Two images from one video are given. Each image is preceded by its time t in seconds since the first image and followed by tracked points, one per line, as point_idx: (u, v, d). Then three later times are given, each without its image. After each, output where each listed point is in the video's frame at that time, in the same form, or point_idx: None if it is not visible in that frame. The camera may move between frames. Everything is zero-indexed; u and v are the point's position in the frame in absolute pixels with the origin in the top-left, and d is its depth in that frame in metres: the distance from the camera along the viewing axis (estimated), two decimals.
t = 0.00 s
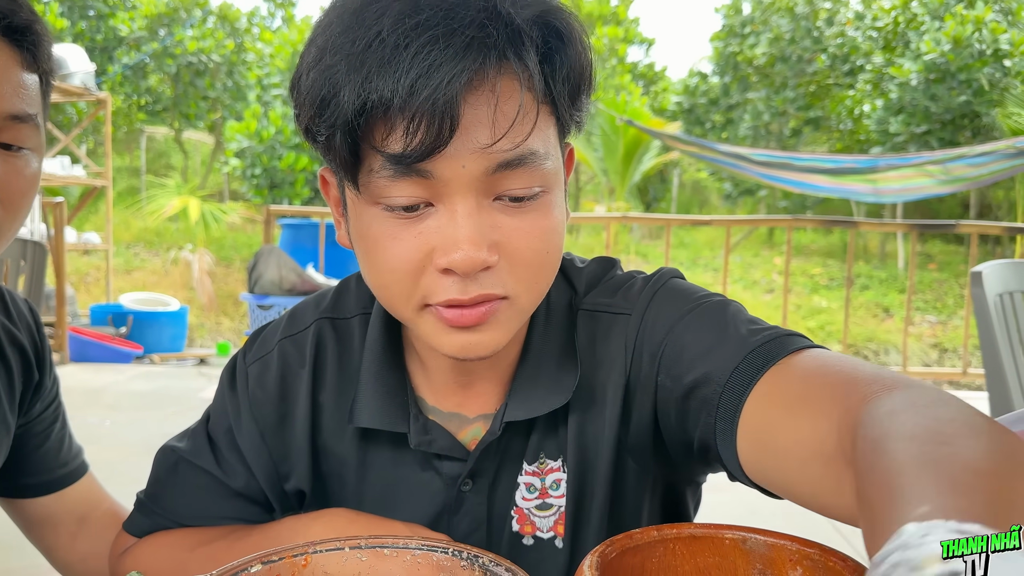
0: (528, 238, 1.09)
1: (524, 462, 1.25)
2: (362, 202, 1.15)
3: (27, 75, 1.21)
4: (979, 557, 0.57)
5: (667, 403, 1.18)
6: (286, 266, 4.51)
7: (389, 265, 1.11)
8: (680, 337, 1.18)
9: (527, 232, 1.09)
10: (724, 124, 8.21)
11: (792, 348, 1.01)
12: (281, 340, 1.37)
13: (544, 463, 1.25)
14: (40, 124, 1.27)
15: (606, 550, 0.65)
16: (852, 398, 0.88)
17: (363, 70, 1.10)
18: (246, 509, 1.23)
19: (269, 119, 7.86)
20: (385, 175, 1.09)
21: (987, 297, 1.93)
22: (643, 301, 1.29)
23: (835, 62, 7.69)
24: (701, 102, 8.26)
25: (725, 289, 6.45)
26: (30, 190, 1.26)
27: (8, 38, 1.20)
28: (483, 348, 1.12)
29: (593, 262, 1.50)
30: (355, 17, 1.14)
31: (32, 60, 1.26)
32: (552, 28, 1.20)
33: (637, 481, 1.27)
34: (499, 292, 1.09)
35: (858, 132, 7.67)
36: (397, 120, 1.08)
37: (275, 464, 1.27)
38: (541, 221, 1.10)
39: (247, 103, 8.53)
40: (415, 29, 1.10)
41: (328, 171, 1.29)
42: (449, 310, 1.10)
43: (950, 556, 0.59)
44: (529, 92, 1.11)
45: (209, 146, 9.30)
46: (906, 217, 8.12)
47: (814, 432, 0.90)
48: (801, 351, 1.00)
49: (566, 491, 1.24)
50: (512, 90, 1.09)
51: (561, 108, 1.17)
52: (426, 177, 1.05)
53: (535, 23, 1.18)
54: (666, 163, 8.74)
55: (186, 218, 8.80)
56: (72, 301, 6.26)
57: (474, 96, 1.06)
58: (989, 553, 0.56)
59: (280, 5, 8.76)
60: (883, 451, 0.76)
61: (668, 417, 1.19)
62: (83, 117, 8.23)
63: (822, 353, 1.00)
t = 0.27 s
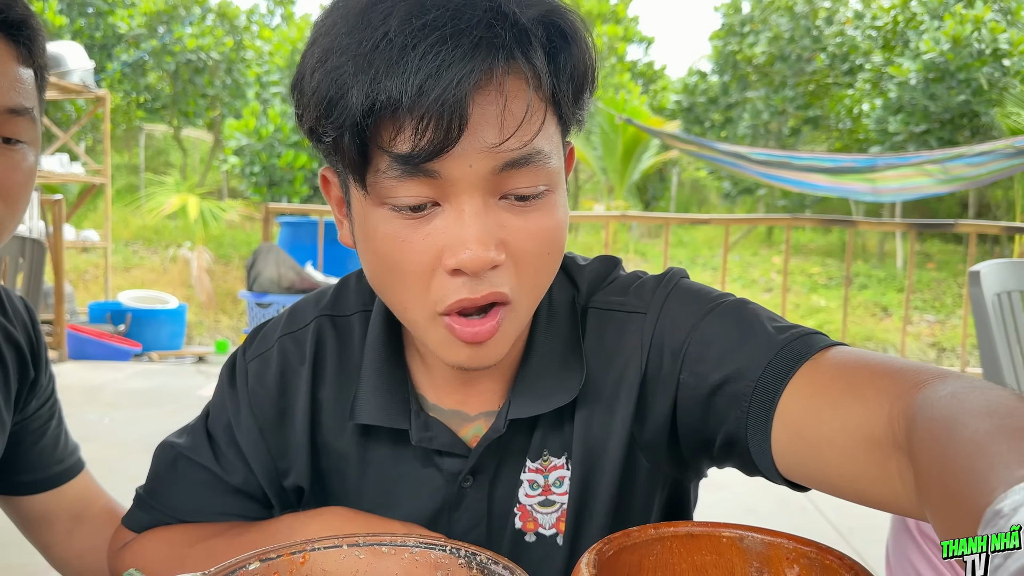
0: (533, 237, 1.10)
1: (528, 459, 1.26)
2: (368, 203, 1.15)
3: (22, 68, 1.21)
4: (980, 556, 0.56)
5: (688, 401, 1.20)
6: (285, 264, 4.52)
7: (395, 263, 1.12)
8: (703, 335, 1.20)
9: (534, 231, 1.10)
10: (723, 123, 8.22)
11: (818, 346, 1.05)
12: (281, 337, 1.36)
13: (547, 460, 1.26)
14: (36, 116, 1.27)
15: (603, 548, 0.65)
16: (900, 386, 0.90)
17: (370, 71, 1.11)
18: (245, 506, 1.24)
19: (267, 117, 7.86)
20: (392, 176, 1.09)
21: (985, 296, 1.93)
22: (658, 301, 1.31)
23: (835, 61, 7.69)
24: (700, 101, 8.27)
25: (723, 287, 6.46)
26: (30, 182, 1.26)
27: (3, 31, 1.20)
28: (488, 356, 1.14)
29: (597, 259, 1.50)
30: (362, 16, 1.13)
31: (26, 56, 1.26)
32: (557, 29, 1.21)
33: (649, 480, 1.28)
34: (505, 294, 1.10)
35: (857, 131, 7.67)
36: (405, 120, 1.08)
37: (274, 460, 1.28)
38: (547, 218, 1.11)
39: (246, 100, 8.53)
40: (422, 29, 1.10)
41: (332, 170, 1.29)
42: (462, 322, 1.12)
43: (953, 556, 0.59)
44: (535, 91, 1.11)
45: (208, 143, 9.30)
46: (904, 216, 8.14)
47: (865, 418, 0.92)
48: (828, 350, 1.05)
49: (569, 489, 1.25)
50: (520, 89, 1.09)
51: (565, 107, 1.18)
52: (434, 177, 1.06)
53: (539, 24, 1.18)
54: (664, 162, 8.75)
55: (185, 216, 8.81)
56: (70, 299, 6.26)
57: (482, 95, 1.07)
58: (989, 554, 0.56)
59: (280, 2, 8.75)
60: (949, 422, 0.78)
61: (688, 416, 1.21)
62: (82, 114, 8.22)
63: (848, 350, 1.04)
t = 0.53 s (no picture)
0: (536, 238, 1.10)
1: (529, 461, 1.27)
2: (371, 202, 1.15)
3: (48, 88, 1.48)
4: (978, 554, 0.66)
5: (692, 407, 1.22)
6: (284, 262, 4.52)
7: (399, 262, 1.12)
8: (707, 344, 1.22)
9: (539, 231, 1.10)
10: (722, 122, 8.23)
11: (823, 358, 1.06)
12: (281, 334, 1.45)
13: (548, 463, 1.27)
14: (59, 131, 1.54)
15: (601, 551, 0.65)
16: (908, 402, 0.89)
17: (377, 71, 1.12)
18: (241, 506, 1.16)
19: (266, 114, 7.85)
20: (396, 176, 1.09)
21: (983, 297, 1.93)
22: (662, 308, 1.32)
23: (834, 60, 7.69)
24: (699, 99, 8.27)
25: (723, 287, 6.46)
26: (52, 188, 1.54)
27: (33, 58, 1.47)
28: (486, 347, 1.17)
29: (598, 263, 1.54)
30: (367, 18, 1.15)
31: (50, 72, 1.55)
32: (562, 30, 1.25)
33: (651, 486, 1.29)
34: (506, 293, 1.12)
35: (857, 130, 7.67)
36: (411, 120, 1.09)
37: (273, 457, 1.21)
38: (550, 219, 1.11)
39: (245, 98, 8.56)
40: (428, 30, 1.11)
41: (335, 169, 1.31)
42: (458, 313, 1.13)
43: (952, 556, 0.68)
44: (541, 92, 1.13)
45: (207, 141, 9.30)
46: (903, 216, 8.15)
47: (872, 432, 0.90)
48: (834, 361, 1.05)
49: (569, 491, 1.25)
50: (524, 91, 1.11)
51: (568, 109, 1.20)
52: (438, 178, 1.05)
53: (543, 26, 1.21)
54: (664, 161, 8.75)
55: (184, 214, 8.81)
56: (70, 297, 6.27)
57: (487, 97, 1.08)
58: (988, 553, 0.65)
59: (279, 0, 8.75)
60: (960, 442, 0.75)
61: (689, 421, 1.23)
62: (81, 112, 8.22)
63: (852, 362, 1.04)
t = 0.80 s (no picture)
0: (544, 225, 1.15)
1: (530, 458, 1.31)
2: (385, 183, 1.20)
3: (94, 99, 1.66)
4: (978, 555, 0.70)
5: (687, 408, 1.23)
6: (283, 260, 4.52)
7: (409, 245, 1.16)
8: (702, 346, 1.24)
9: (548, 217, 1.15)
10: (722, 121, 8.24)
11: (821, 357, 1.05)
12: (283, 334, 1.46)
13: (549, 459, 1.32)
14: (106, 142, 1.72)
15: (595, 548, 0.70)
16: (895, 411, 0.89)
17: (396, 50, 1.19)
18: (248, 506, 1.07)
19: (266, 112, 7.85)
20: (411, 154, 1.14)
21: (981, 296, 1.93)
22: (657, 309, 1.37)
23: (834, 59, 7.67)
24: (699, 98, 8.28)
25: (722, 286, 6.46)
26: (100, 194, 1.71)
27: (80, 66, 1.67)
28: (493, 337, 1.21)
29: (600, 263, 1.59)
30: (388, 3, 1.23)
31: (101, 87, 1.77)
32: (573, 19, 1.33)
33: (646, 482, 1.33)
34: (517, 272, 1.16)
35: (856, 130, 7.67)
36: (428, 98, 1.16)
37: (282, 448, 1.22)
38: (559, 207, 1.17)
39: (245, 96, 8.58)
40: (447, 12, 1.20)
41: (345, 160, 1.36)
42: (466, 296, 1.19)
43: (950, 556, 0.73)
44: (553, 79, 1.20)
45: (206, 139, 9.29)
46: (903, 215, 8.17)
47: (854, 442, 0.90)
48: (832, 361, 1.04)
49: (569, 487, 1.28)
50: (539, 75, 1.18)
51: (577, 100, 1.28)
52: (452, 156, 1.11)
53: (557, 14, 1.30)
54: (663, 159, 8.75)
55: (183, 212, 8.80)
56: (70, 295, 6.26)
57: (504, 76, 1.15)
58: (989, 553, 0.70)
59: None
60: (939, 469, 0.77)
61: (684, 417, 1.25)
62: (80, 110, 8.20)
63: (850, 362, 1.04)
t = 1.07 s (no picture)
0: (549, 221, 1.15)
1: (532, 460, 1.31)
2: (388, 178, 1.21)
3: (126, 109, 1.64)
4: (979, 555, 0.63)
5: (693, 406, 1.25)
6: (283, 259, 4.54)
7: (413, 241, 1.17)
8: (708, 343, 1.25)
9: (553, 214, 1.15)
10: (722, 120, 8.24)
11: (826, 354, 1.05)
12: (287, 335, 1.46)
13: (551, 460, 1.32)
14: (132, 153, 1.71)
15: (596, 550, 0.73)
16: (907, 400, 0.87)
17: (399, 46, 1.19)
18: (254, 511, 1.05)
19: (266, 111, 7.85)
20: (415, 151, 1.15)
21: (981, 296, 1.93)
22: (661, 307, 1.36)
23: (834, 58, 7.66)
24: (699, 97, 8.27)
25: (722, 285, 6.46)
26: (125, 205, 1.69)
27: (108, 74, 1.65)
28: (504, 328, 1.20)
29: (603, 263, 1.59)
30: None
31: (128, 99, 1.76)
32: (579, 16, 1.33)
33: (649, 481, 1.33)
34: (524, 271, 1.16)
35: (856, 129, 7.66)
36: (431, 94, 1.16)
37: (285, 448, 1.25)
38: (561, 204, 1.16)
39: (245, 95, 8.59)
40: (451, 7, 1.20)
41: (350, 155, 1.36)
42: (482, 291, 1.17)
43: (951, 557, 0.66)
44: (558, 75, 1.20)
45: (206, 137, 9.29)
46: (902, 215, 8.18)
47: (866, 432, 0.88)
48: (837, 357, 1.05)
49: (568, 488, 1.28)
50: (543, 71, 1.18)
51: (583, 96, 1.27)
52: (456, 153, 1.11)
53: (562, 10, 1.29)
54: (664, 158, 8.74)
55: (182, 211, 8.80)
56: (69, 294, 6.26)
57: (508, 72, 1.14)
58: (990, 552, 0.63)
59: None
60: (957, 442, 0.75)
61: (692, 416, 1.25)
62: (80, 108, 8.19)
63: (856, 358, 1.04)
